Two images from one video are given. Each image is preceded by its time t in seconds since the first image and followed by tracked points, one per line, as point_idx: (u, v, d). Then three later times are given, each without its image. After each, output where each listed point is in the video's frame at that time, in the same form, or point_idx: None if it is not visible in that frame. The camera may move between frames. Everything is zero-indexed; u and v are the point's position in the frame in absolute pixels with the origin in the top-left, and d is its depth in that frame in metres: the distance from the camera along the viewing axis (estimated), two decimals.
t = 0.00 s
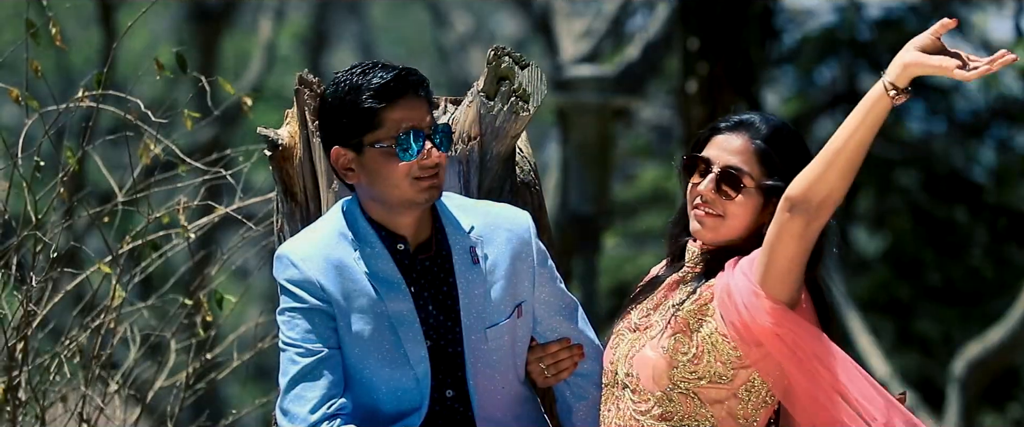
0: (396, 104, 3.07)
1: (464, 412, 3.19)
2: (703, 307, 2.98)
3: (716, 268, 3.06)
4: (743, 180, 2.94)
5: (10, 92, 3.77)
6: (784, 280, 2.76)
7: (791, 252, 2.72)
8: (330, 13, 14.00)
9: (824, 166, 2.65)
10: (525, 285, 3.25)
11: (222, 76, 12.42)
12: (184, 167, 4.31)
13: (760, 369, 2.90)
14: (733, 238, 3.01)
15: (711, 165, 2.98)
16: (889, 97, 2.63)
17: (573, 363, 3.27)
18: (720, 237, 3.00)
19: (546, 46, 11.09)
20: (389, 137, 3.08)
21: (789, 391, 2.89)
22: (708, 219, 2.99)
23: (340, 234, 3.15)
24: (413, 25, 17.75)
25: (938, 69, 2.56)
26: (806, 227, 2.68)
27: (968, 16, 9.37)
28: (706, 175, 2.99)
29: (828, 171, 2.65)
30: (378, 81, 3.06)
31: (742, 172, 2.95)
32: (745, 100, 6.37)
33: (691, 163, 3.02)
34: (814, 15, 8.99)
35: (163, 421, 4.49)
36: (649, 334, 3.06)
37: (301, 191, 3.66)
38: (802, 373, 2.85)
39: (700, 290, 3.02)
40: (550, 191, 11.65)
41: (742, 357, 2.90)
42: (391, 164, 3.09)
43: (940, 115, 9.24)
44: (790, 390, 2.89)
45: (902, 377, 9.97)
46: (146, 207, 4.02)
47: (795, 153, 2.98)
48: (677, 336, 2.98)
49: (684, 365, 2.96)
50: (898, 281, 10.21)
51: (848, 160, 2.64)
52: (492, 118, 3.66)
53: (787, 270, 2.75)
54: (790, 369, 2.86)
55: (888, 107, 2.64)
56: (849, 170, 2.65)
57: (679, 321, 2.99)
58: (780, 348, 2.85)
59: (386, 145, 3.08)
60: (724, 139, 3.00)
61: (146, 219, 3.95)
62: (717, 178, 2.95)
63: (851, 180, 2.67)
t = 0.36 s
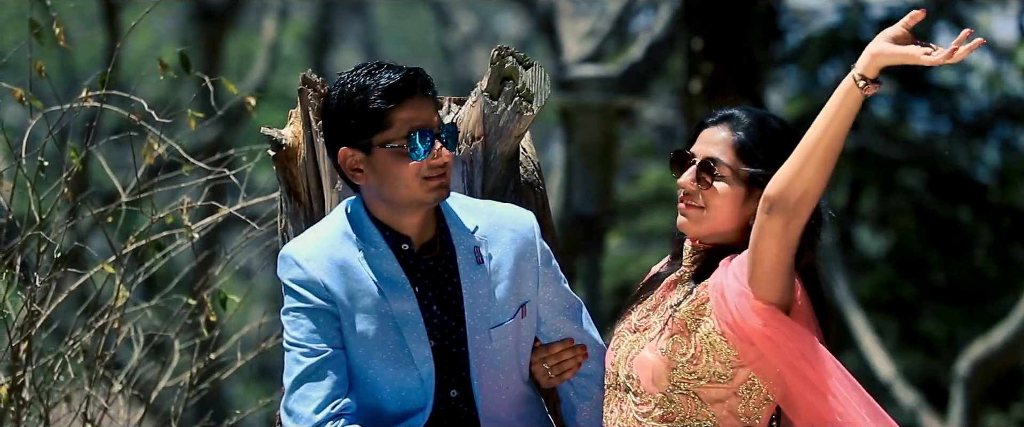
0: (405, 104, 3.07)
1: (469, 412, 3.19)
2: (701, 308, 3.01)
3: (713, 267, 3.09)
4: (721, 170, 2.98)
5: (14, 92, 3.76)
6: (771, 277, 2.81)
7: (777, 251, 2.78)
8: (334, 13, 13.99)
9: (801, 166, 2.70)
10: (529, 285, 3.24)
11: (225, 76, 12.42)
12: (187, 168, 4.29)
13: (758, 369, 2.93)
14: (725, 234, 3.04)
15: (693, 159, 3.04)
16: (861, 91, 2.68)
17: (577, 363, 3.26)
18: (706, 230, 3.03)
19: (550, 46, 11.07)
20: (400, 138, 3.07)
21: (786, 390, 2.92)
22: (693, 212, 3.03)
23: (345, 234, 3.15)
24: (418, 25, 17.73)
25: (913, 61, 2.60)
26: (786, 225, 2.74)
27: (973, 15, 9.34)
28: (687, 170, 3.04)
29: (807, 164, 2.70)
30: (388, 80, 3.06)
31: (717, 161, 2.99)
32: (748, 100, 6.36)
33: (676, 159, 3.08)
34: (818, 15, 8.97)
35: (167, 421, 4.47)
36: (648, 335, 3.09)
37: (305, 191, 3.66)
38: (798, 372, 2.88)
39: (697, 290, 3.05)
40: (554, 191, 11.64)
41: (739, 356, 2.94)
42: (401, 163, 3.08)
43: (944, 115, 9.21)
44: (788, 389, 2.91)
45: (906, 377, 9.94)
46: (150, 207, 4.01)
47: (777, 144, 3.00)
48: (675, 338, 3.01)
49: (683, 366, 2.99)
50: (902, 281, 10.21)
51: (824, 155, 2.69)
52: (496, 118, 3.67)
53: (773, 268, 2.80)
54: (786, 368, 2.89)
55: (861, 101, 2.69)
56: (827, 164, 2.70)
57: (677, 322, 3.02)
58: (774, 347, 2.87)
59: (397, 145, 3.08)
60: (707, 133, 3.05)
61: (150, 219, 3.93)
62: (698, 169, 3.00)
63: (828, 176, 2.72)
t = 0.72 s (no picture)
0: (414, 103, 3.06)
1: (474, 413, 3.19)
2: (697, 305, 2.97)
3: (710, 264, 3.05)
4: (708, 163, 2.96)
5: (20, 92, 3.73)
6: (758, 272, 2.80)
7: (762, 245, 2.77)
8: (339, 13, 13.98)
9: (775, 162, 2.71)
10: (534, 284, 3.24)
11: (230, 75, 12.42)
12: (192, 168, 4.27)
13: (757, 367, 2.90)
14: (717, 229, 3.00)
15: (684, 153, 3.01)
16: (832, 80, 2.69)
17: (583, 362, 3.28)
18: (697, 224, 3.00)
19: (556, 45, 11.05)
20: (411, 137, 3.07)
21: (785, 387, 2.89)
22: (684, 207, 3.01)
23: (351, 233, 3.15)
24: (422, 25, 17.72)
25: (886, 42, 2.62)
26: (767, 218, 2.74)
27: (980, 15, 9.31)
28: (679, 165, 3.02)
29: (785, 155, 2.70)
30: (397, 80, 3.05)
31: (704, 155, 2.96)
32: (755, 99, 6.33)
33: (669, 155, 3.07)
34: (823, 15, 8.94)
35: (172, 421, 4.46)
36: (647, 335, 3.06)
37: (310, 192, 3.66)
38: (796, 368, 2.87)
39: (694, 288, 3.01)
40: (559, 191, 11.62)
41: (738, 354, 2.91)
42: (412, 163, 3.08)
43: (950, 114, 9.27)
44: (787, 385, 2.90)
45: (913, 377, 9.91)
46: (156, 206, 3.97)
47: (766, 136, 2.95)
48: (673, 337, 2.98)
49: (682, 365, 2.96)
50: (907, 279, 9.93)
51: (799, 146, 2.69)
52: (502, 118, 3.66)
53: (760, 263, 2.79)
54: (785, 364, 2.87)
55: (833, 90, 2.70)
56: (803, 155, 2.70)
57: (675, 320, 2.99)
58: (772, 343, 2.86)
59: (409, 143, 3.07)
60: (700, 129, 3.02)
61: (156, 219, 3.90)
62: (688, 163, 2.98)
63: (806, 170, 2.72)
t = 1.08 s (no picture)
0: (422, 103, 3.06)
1: (480, 413, 3.18)
2: (693, 304, 2.96)
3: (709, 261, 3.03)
4: (699, 157, 2.95)
5: (26, 92, 3.71)
6: (744, 267, 2.79)
7: (745, 240, 2.76)
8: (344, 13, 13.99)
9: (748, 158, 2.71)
10: (539, 284, 3.23)
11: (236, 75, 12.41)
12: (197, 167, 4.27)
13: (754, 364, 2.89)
14: (711, 225, 2.97)
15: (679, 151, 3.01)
16: (801, 71, 2.66)
17: (587, 363, 3.26)
18: (692, 221, 2.97)
19: (561, 45, 11.04)
20: (420, 136, 3.06)
21: (781, 381, 2.87)
22: (679, 203, 2.99)
23: (357, 233, 3.14)
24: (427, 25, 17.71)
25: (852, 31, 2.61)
26: (749, 211, 2.74)
27: (986, 15, 9.27)
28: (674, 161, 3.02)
29: (758, 147, 2.69)
30: (404, 79, 3.05)
31: (696, 151, 2.96)
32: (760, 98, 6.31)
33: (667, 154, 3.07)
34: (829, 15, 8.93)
35: (178, 421, 4.45)
36: (647, 334, 3.04)
37: (316, 191, 3.66)
38: (793, 365, 2.85)
39: (690, 287, 2.99)
40: (565, 191, 11.60)
41: (734, 350, 2.89)
42: (421, 162, 3.07)
43: (955, 115, 9.34)
44: (787, 382, 2.87)
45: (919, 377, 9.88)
46: (162, 206, 3.96)
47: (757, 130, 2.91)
48: (672, 336, 2.96)
49: (681, 364, 2.95)
50: (913, 279, 9.90)
51: (773, 138, 2.68)
52: (508, 118, 3.67)
53: (745, 258, 2.78)
54: (779, 359, 2.85)
55: (804, 81, 2.68)
56: (777, 148, 2.69)
57: (673, 319, 2.97)
58: (765, 340, 2.84)
59: (417, 143, 3.06)
60: (696, 125, 3.02)
61: (162, 218, 3.89)
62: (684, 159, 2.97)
63: (781, 162, 2.71)
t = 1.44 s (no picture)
0: (431, 101, 3.06)
1: (487, 412, 3.19)
2: (691, 299, 2.84)
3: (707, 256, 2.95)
4: (693, 154, 2.86)
5: (32, 91, 3.69)
6: (728, 262, 2.66)
7: (729, 235, 2.63)
8: (350, 13, 13.99)
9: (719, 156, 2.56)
10: (545, 284, 3.23)
11: (242, 74, 12.44)
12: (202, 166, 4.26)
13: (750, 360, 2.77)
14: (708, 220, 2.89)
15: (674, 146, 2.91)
16: (768, 62, 2.50)
17: (593, 363, 3.27)
18: (687, 216, 2.90)
19: (567, 44, 11.04)
20: (430, 135, 3.06)
21: (779, 376, 2.74)
22: (675, 199, 2.92)
23: (364, 233, 3.14)
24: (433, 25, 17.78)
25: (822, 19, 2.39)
26: (724, 207, 2.59)
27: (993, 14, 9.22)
28: (670, 157, 2.92)
29: (728, 143, 2.54)
30: (412, 78, 3.04)
31: (691, 146, 2.86)
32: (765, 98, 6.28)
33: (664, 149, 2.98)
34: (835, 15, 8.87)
35: (185, 420, 4.44)
36: (647, 331, 2.94)
37: (322, 189, 3.65)
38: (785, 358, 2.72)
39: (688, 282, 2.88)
40: (571, 191, 11.59)
41: (732, 344, 2.77)
42: (430, 161, 3.07)
43: (962, 114, 9.31)
44: (785, 375, 2.74)
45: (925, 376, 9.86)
46: (168, 206, 3.94)
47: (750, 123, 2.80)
48: (670, 332, 2.85)
49: (680, 361, 2.83)
50: (918, 279, 9.70)
51: (743, 133, 2.52)
52: (515, 118, 3.65)
53: (728, 254, 2.64)
54: (775, 354, 2.72)
55: (773, 71, 2.50)
56: (748, 140, 2.52)
57: (671, 315, 2.86)
58: (759, 333, 2.72)
59: (427, 141, 3.06)
60: (691, 121, 2.93)
61: (168, 218, 3.87)
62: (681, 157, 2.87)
63: (754, 150, 2.54)
